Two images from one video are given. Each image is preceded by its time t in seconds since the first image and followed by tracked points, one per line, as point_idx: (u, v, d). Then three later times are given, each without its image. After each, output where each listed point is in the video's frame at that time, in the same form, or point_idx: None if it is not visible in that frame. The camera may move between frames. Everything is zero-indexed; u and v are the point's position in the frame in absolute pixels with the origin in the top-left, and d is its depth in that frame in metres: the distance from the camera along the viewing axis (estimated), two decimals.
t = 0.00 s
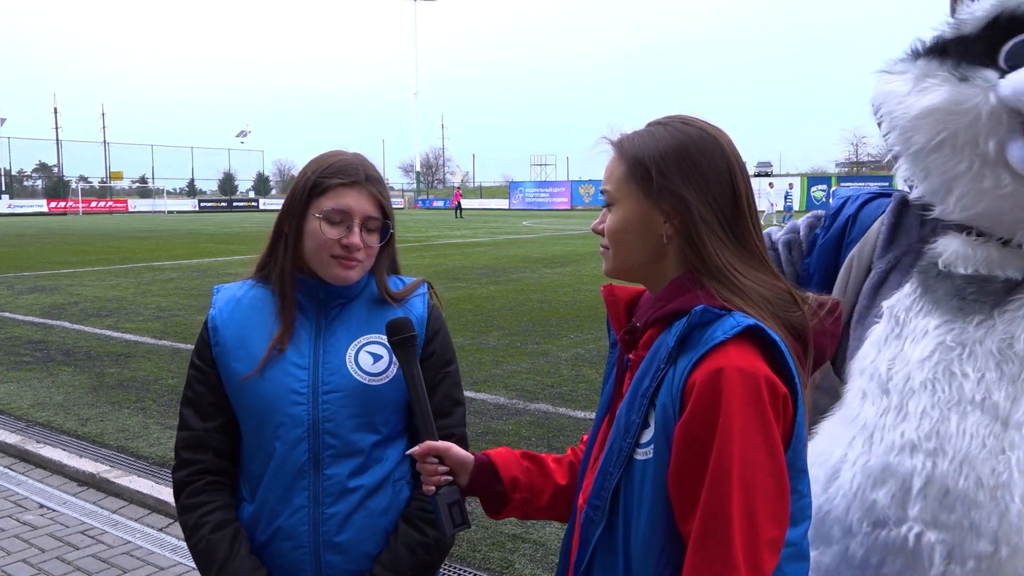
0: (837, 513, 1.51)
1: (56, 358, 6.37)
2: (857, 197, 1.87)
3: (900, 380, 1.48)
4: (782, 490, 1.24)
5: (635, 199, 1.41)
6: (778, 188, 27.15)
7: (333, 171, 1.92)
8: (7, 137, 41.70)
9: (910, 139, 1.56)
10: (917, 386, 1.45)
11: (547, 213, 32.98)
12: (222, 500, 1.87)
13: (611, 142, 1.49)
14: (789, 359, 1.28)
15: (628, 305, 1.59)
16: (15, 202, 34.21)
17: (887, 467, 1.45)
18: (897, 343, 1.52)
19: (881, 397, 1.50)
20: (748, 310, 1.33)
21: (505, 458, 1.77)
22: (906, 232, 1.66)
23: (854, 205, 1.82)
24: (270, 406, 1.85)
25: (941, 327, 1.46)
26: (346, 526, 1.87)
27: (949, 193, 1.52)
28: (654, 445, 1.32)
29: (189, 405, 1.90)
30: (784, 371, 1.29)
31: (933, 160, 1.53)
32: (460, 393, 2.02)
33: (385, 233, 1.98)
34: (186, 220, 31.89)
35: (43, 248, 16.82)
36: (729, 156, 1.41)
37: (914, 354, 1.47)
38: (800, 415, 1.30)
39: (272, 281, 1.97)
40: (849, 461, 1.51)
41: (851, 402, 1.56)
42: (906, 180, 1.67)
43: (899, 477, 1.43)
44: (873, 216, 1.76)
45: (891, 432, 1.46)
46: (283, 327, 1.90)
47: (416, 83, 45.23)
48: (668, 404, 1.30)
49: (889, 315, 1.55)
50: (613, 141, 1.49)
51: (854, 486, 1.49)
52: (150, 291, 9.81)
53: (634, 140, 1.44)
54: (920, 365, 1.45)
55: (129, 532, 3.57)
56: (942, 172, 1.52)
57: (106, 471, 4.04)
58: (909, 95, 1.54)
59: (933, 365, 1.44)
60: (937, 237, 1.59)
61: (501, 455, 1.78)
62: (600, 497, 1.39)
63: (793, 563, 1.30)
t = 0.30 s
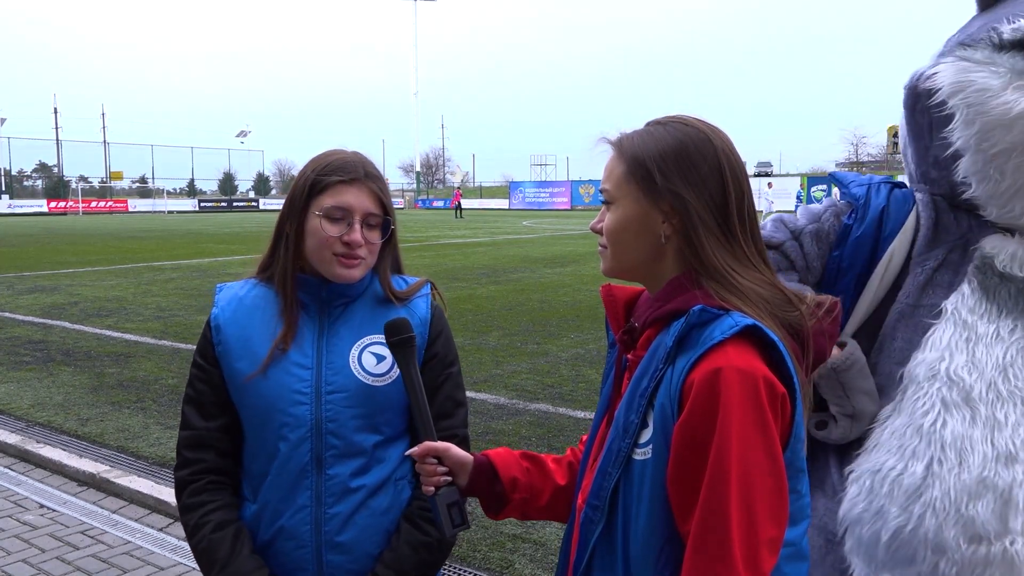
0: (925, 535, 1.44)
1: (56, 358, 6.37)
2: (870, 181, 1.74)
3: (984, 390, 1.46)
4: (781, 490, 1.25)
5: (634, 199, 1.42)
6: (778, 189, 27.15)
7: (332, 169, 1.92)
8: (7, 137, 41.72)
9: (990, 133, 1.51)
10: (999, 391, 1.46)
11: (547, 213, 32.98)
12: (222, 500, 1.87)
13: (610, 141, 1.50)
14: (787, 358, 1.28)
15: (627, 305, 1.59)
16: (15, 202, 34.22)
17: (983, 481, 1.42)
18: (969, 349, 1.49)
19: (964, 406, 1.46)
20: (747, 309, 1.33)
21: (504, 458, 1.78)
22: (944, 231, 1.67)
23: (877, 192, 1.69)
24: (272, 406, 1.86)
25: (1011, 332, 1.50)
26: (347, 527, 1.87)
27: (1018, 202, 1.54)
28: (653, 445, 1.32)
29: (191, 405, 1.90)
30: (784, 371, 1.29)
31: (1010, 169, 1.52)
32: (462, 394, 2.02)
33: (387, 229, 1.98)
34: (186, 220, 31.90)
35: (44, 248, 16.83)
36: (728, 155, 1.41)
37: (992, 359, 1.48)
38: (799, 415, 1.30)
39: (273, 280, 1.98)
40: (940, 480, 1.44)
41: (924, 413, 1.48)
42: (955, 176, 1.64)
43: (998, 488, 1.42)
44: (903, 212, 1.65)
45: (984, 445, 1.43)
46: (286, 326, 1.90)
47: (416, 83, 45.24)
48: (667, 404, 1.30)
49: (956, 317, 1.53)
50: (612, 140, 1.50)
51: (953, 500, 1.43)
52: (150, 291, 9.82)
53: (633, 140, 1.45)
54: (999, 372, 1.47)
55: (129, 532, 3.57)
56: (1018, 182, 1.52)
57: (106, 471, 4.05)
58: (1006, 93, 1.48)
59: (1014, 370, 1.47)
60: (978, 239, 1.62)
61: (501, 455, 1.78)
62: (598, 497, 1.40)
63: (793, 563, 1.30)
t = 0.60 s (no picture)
0: (943, 544, 1.47)
1: (56, 358, 6.37)
2: (850, 186, 1.71)
3: (988, 394, 1.49)
4: (781, 489, 1.25)
5: (635, 198, 1.42)
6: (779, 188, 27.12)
7: (331, 169, 1.92)
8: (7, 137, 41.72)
9: (988, 135, 1.54)
10: (1004, 394, 1.49)
11: (547, 213, 32.96)
12: (234, 507, 1.87)
13: (614, 138, 1.50)
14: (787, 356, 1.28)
15: (626, 305, 1.60)
16: (15, 202, 34.23)
17: (998, 485, 1.46)
18: (972, 353, 1.51)
19: (972, 411, 1.48)
20: (747, 310, 1.33)
21: (504, 458, 1.78)
22: (931, 235, 1.64)
23: (861, 198, 1.65)
24: (289, 409, 1.85)
25: (1008, 333, 1.53)
26: (368, 524, 1.89)
27: (1008, 204, 1.57)
28: (653, 446, 1.32)
29: (193, 410, 1.87)
30: (783, 371, 1.29)
31: (1002, 170, 1.55)
32: (462, 389, 2.04)
33: (387, 228, 1.99)
34: (186, 220, 31.90)
35: (45, 247, 16.84)
36: (730, 155, 1.40)
37: (993, 361, 1.51)
38: (799, 414, 1.30)
39: (274, 282, 1.97)
40: (954, 488, 1.47)
41: (935, 423, 1.49)
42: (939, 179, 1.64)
43: (1011, 491, 1.46)
44: (890, 216, 1.63)
45: (994, 449, 1.47)
46: (295, 327, 1.90)
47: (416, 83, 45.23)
48: (667, 404, 1.30)
49: (956, 323, 1.53)
50: (615, 139, 1.50)
51: (971, 507, 1.46)
52: (150, 291, 9.82)
53: (636, 139, 1.45)
54: (1003, 373, 1.50)
55: (129, 532, 3.57)
56: (1010, 183, 1.56)
57: (106, 471, 4.05)
58: (998, 97, 1.53)
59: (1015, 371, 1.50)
60: (965, 243, 1.62)
61: (501, 456, 1.78)
62: (598, 497, 1.40)
63: (793, 562, 1.30)
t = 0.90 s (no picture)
0: (884, 534, 1.63)
1: (56, 358, 6.37)
2: (796, 208, 1.96)
3: (928, 388, 1.65)
4: (781, 489, 1.25)
5: (636, 197, 1.42)
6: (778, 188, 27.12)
7: (328, 165, 1.93)
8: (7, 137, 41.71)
9: (886, 150, 1.77)
10: (945, 389, 1.64)
11: (546, 213, 32.96)
12: (233, 504, 1.86)
13: (618, 137, 1.50)
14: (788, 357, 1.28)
15: (627, 304, 1.59)
16: (15, 202, 34.22)
17: (936, 477, 1.60)
18: (911, 349, 1.69)
19: (912, 405, 1.65)
20: (748, 310, 1.33)
21: (504, 458, 1.78)
22: (873, 239, 1.85)
23: (803, 217, 1.92)
24: (287, 407, 1.85)
25: (951, 326, 1.68)
26: (365, 524, 1.89)
27: (927, 206, 1.77)
28: (653, 445, 1.32)
29: (195, 408, 1.87)
30: (784, 370, 1.29)
31: (910, 178, 1.76)
32: (465, 388, 2.03)
33: (386, 223, 1.99)
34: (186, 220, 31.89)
35: (44, 247, 16.84)
36: (732, 155, 1.40)
37: (935, 356, 1.67)
38: (799, 414, 1.30)
39: (275, 280, 1.97)
40: (892, 477, 1.63)
41: (875, 416, 1.67)
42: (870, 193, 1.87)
43: (951, 482, 1.59)
44: (828, 231, 1.89)
45: (931, 441, 1.62)
46: (294, 325, 1.90)
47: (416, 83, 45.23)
48: (667, 402, 1.30)
49: (892, 320, 1.73)
50: (618, 137, 1.50)
51: (909, 498, 1.61)
52: (150, 291, 9.82)
53: (639, 138, 1.44)
54: (945, 367, 1.65)
55: (129, 532, 3.57)
56: (920, 187, 1.76)
57: (106, 471, 4.05)
58: (879, 116, 1.75)
59: (956, 365, 1.65)
60: (907, 245, 1.82)
61: (501, 455, 1.78)
62: (598, 496, 1.40)
63: (793, 562, 1.30)
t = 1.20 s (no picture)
0: (818, 524, 1.85)
1: (56, 358, 6.37)
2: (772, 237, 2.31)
3: (857, 385, 1.86)
4: (782, 489, 1.25)
5: (635, 198, 1.42)
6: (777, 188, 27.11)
7: (343, 174, 1.92)
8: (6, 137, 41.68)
9: (793, 183, 2.08)
10: (873, 385, 1.84)
11: (546, 213, 32.95)
12: (222, 500, 1.88)
13: (616, 138, 1.50)
14: (790, 358, 1.28)
15: (628, 304, 1.59)
16: (15, 202, 34.21)
17: (859, 468, 1.81)
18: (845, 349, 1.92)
19: (843, 400, 1.87)
20: (749, 309, 1.33)
21: (504, 456, 1.78)
22: (822, 253, 2.08)
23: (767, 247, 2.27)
24: (272, 406, 1.86)
25: (881, 325, 1.88)
26: (343, 529, 1.86)
27: (847, 221, 2.02)
28: (653, 444, 1.32)
29: (195, 404, 1.92)
30: (784, 370, 1.28)
31: (822, 199, 2.04)
32: (464, 400, 2.01)
33: (393, 236, 1.97)
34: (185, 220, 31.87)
35: (44, 247, 16.83)
36: (728, 155, 1.40)
37: (866, 354, 1.87)
38: (800, 415, 1.30)
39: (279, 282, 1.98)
40: (824, 469, 1.87)
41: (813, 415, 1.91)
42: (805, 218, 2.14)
43: (872, 474, 1.79)
44: (783, 259, 2.20)
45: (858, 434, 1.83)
46: (291, 328, 1.91)
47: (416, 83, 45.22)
48: (668, 401, 1.30)
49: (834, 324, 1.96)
50: (617, 138, 1.50)
51: (836, 489, 1.83)
52: (150, 291, 9.80)
53: (638, 139, 1.44)
54: (874, 363, 1.85)
55: (129, 532, 3.57)
56: (834, 206, 2.03)
57: (106, 471, 4.04)
58: (774, 155, 2.08)
59: (883, 362, 1.84)
60: (850, 252, 2.03)
61: (501, 455, 1.78)
62: (598, 495, 1.40)
63: (793, 562, 1.30)
